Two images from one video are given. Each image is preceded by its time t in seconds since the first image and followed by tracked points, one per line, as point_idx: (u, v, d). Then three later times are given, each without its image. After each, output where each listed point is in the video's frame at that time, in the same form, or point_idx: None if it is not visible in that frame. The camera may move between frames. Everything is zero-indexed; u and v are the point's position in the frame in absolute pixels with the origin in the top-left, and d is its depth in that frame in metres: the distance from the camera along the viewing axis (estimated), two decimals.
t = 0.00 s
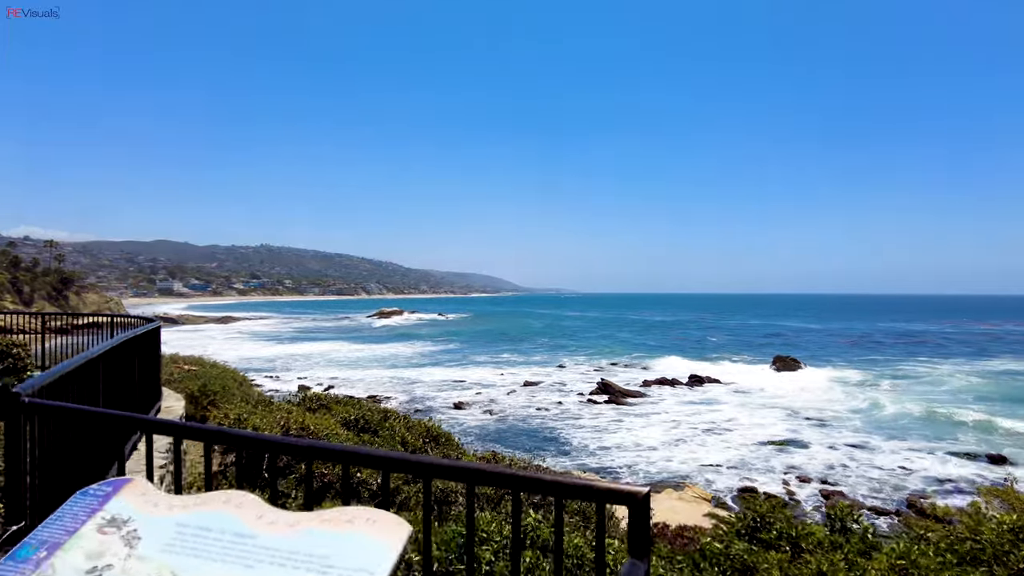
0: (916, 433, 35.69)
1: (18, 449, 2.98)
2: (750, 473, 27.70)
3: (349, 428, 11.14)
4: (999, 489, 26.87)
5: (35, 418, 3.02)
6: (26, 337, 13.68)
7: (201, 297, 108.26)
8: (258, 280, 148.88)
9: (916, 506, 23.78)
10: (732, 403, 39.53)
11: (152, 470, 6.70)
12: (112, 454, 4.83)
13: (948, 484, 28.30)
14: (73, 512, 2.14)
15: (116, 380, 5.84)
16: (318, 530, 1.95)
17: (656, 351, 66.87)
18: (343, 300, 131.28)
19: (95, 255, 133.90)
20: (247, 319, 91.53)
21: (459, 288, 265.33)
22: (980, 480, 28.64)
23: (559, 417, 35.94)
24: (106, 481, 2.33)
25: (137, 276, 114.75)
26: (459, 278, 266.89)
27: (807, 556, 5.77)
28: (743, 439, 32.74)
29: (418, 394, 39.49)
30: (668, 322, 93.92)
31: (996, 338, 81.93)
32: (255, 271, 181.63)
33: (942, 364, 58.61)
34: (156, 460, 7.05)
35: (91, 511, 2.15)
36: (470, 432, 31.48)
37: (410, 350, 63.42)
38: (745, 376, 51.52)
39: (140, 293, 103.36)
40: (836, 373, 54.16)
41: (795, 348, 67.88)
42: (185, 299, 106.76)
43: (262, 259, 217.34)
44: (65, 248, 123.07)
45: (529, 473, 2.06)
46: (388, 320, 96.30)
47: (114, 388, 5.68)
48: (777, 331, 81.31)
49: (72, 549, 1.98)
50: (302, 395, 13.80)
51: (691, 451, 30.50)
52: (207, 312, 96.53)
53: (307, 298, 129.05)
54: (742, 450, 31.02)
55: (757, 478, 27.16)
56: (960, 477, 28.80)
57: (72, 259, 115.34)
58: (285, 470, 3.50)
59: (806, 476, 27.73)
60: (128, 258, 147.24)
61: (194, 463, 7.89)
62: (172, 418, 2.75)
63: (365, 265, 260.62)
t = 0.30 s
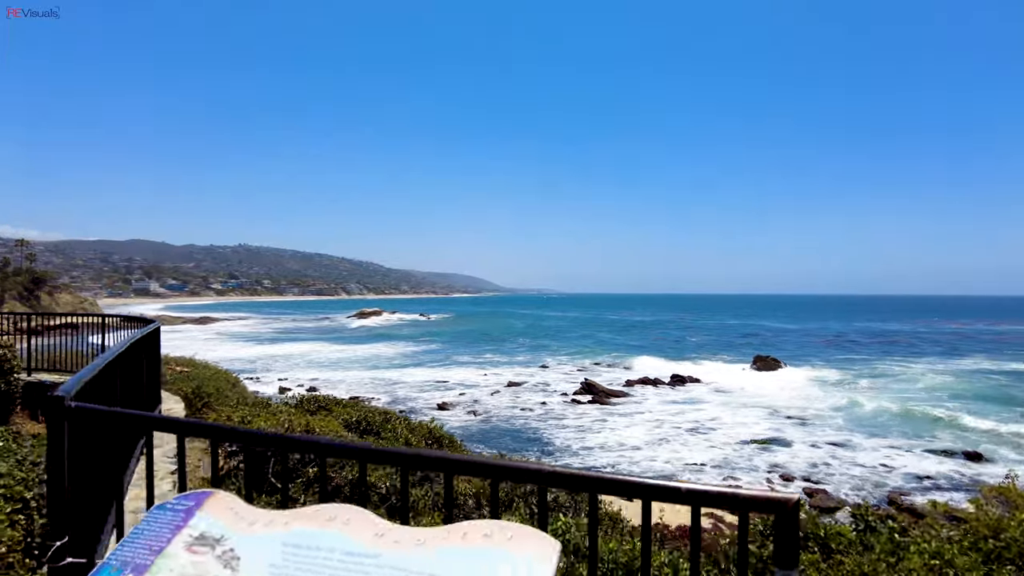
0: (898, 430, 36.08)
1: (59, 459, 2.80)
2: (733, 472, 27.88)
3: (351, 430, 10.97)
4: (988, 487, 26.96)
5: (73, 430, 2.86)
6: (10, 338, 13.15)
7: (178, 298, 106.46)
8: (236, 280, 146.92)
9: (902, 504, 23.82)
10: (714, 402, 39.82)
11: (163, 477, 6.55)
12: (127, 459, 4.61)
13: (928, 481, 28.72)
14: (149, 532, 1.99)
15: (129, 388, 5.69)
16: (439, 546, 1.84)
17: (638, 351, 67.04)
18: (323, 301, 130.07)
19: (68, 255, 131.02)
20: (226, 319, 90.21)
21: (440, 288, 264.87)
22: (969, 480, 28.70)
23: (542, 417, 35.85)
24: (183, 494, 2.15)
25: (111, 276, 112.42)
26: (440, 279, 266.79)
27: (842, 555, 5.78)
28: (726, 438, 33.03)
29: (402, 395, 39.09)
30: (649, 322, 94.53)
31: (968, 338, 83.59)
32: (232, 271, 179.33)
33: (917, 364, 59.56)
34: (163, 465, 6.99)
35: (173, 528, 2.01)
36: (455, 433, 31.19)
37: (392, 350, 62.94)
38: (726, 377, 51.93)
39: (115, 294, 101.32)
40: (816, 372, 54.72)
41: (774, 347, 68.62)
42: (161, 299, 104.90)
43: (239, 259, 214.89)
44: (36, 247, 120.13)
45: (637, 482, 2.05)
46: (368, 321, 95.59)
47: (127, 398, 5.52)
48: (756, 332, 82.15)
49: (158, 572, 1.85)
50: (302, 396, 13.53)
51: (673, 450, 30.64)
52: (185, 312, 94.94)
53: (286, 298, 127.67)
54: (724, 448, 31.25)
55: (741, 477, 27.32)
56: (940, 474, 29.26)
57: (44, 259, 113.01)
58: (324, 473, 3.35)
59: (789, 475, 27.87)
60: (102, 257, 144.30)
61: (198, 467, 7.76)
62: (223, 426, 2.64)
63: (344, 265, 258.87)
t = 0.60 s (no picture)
0: (888, 429, 36.20)
1: (113, 478, 2.48)
2: (726, 471, 27.84)
3: (362, 434, 10.88)
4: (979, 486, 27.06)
5: (129, 446, 2.56)
6: None
7: (164, 297, 105.34)
8: (223, 279, 145.72)
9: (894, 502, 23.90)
10: (706, 402, 39.89)
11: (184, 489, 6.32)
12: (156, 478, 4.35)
13: (918, 479, 28.81)
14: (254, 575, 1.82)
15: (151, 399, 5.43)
16: None
17: (629, 350, 67.04)
18: (311, 300, 129.30)
19: (52, 254, 129.27)
20: (213, 319, 89.27)
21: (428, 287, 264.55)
22: (960, 478, 28.82)
23: (533, 417, 35.63)
24: (291, 531, 2.00)
25: (96, 275, 110.98)
26: (428, 277, 266.60)
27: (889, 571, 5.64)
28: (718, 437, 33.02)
29: (393, 395, 38.71)
30: (638, 321, 94.69)
31: (953, 336, 84.26)
32: (219, 269, 177.93)
33: (905, 363, 59.91)
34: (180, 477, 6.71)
35: (282, 572, 1.82)
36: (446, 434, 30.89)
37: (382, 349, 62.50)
38: (717, 376, 51.99)
39: (100, 292, 100.08)
40: (806, 372, 54.84)
41: (764, 346, 68.82)
42: (148, 298, 103.72)
43: (226, 258, 213.29)
44: (19, 245, 118.33)
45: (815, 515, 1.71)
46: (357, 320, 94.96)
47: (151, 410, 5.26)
48: (744, 331, 82.48)
49: None
50: (303, 400, 13.33)
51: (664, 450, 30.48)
52: (171, 311, 93.93)
53: (273, 298, 126.80)
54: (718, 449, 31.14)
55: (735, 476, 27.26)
56: (930, 471, 29.38)
57: (27, 257, 111.49)
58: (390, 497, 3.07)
59: (782, 474, 27.85)
60: (86, 255, 142.51)
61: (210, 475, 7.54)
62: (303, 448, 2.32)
63: (332, 263, 257.71)
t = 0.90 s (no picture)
0: (884, 428, 36.17)
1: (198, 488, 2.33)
2: (722, 470, 27.76)
3: (380, 436, 10.80)
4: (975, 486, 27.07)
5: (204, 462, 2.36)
6: None
7: (155, 297, 104.53)
8: (215, 279, 144.78)
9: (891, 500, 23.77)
10: (703, 401, 39.94)
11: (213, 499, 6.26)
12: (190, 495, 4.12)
13: (913, 477, 28.83)
14: None
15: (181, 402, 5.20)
16: None
17: (623, 350, 67.01)
18: (303, 299, 128.60)
19: (41, 253, 127.93)
20: (204, 318, 88.62)
21: (421, 286, 264.51)
22: (957, 476, 28.80)
23: (528, 417, 35.46)
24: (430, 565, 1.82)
25: (86, 275, 110.04)
26: (420, 277, 266.62)
27: None
28: (715, 436, 32.97)
29: (387, 395, 38.40)
30: (631, 321, 94.73)
31: (944, 335, 84.66)
32: (209, 268, 176.82)
33: (898, 362, 60.01)
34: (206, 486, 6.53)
35: None
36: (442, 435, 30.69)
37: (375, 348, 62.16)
38: (711, 376, 52.01)
39: (90, 292, 99.17)
40: (799, 371, 54.95)
41: (756, 346, 68.96)
42: (138, 298, 102.90)
43: (217, 258, 212.09)
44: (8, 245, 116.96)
45: (891, 522, 1.69)
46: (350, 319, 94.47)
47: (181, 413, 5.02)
48: (737, 330, 82.64)
49: None
50: (315, 403, 13.11)
51: (659, 450, 30.26)
52: (162, 310, 93.16)
53: (266, 297, 126.14)
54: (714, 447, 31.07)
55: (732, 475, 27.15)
56: (926, 470, 29.42)
57: (15, 256, 110.38)
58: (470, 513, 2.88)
59: (779, 472, 27.80)
60: (76, 254, 141.29)
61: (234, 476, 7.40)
62: (388, 460, 2.18)
63: (324, 263, 257.24)
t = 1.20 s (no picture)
0: (880, 428, 36.18)
1: (317, 512, 2.09)
2: (720, 472, 27.64)
3: (403, 443, 10.62)
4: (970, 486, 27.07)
5: (317, 484, 2.12)
6: None
7: (148, 297, 104.05)
8: (208, 279, 144.27)
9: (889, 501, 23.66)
10: (700, 402, 39.93)
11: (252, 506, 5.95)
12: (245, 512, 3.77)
13: (909, 477, 28.81)
14: None
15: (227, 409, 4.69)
16: None
17: (618, 351, 67.05)
18: (296, 300, 128.25)
19: (32, 253, 127.21)
20: (197, 318, 88.20)
21: (414, 287, 264.52)
22: (954, 477, 28.77)
23: (526, 418, 35.34)
24: None
25: (78, 275, 109.44)
26: (414, 278, 266.63)
27: None
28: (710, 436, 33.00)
29: (384, 396, 38.26)
30: (625, 321, 94.79)
31: (936, 336, 85.00)
32: (202, 267, 176.24)
33: (891, 363, 60.18)
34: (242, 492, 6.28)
35: None
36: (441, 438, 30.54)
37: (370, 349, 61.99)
38: (706, 377, 52.04)
39: (82, 292, 98.65)
40: (794, 372, 55.04)
41: (751, 347, 69.09)
42: (131, 298, 102.42)
43: (209, 258, 211.18)
44: None
45: None
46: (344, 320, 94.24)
47: (230, 419, 4.52)
48: (731, 330, 82.78)
49: None
50: (332, 408, 12.96)
51: (655, 451, 30.19)
52: (155, 311, 92.74)
53: (258, 297, 125.63)
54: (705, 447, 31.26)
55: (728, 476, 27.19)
56: (923, 471, 29.40)
57: (5, 255, 109.63)
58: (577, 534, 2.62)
59: (777, 473, 27.71)
60: (67, 254, 140.52)
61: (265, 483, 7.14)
62: (513, 485, 1.88)
63: (317, 263, 256.88)
